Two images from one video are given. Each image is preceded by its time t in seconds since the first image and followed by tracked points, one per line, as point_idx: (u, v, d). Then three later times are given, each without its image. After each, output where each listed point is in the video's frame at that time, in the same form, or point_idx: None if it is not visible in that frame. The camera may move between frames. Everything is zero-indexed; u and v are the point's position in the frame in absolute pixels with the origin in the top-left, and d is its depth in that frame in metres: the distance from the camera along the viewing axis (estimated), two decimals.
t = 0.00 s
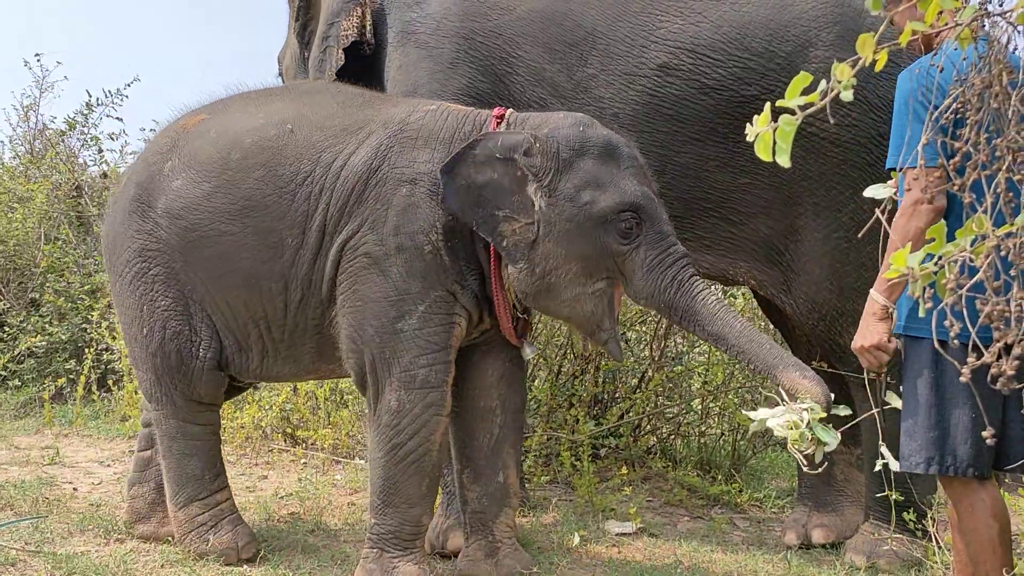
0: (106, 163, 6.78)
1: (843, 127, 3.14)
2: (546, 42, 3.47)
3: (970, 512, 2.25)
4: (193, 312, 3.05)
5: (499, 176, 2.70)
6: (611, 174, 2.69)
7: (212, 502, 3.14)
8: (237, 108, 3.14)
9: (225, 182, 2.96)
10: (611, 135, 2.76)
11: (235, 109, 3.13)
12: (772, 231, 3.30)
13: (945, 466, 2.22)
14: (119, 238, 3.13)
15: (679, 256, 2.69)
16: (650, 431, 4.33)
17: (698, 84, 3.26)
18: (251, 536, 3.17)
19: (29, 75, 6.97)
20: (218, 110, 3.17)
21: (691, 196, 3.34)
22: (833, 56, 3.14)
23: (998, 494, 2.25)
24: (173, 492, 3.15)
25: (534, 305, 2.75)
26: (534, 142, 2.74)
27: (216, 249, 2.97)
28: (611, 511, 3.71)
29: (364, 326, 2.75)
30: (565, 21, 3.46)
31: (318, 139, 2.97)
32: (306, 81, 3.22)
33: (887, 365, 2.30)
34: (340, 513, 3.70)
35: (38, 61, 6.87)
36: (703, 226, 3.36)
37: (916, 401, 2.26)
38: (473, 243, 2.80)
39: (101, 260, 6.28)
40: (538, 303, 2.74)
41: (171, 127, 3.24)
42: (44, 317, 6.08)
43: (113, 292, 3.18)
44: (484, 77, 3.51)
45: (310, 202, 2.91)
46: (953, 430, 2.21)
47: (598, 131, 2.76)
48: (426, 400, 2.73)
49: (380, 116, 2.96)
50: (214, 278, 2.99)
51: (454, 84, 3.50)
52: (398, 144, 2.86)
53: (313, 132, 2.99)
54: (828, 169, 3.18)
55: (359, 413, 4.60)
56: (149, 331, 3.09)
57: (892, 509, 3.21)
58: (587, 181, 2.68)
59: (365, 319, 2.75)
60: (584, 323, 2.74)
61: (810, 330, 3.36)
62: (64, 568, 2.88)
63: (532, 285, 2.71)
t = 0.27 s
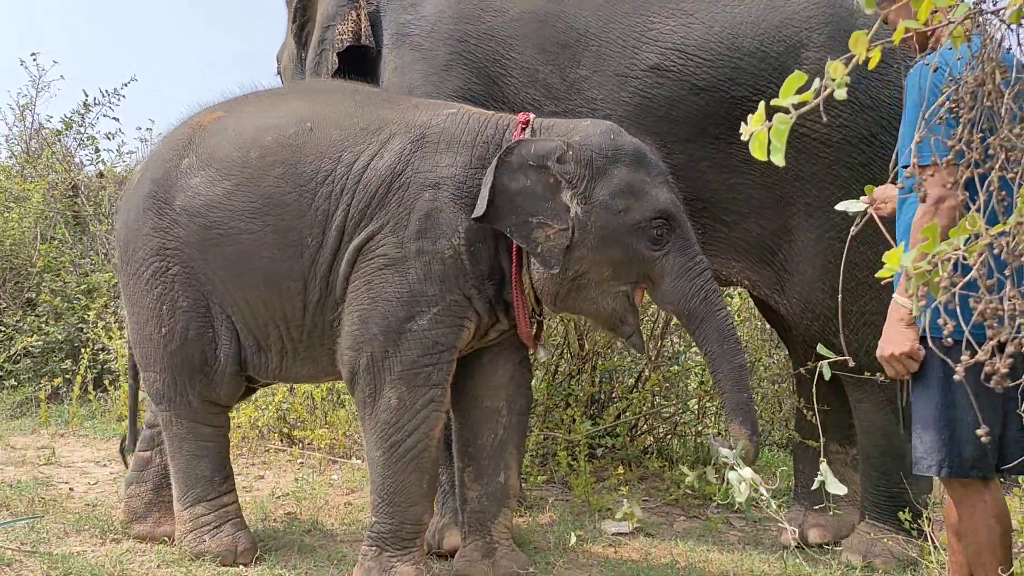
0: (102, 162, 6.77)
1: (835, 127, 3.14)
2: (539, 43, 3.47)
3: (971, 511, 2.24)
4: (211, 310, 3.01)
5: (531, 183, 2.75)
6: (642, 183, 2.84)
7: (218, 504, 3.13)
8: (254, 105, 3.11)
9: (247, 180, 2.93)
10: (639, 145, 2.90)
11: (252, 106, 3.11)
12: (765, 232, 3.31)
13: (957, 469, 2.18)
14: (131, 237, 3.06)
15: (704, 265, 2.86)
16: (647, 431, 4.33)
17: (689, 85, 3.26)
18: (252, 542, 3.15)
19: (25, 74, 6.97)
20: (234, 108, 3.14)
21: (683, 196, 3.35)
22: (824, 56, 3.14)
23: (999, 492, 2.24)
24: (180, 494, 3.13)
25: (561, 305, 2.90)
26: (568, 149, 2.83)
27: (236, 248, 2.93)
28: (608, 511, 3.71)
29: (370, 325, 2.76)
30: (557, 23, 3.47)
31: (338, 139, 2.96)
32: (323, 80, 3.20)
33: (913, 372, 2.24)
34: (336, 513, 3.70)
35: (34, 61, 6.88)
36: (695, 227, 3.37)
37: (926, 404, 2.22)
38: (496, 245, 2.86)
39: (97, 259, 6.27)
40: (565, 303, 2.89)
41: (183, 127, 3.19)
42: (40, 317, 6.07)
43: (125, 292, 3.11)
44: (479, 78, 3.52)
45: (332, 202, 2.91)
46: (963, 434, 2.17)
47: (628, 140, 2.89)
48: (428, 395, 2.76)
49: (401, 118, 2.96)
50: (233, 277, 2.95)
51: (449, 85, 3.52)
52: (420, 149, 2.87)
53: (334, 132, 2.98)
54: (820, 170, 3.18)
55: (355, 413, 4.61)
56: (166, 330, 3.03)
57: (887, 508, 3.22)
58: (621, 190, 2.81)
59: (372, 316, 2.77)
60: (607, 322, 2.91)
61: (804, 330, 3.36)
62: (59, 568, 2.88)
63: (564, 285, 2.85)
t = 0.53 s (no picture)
0: (98, 162, 6.76)
1: (831, 128, 3.15)
2: (535, 44, 3.47)
3: (973, 516, 2.23)
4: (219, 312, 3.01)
5: (554, 195, 2.75)
6: (661, 192, 2.79)
7: (218, 506, 3.12)
8: (265, 106, 3.09)
9: (259, 184, 2.92)
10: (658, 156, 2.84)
11: (263, 106, 3.09)
12: (761, 232, 3.31)
13: (972, 471, 2.16)
14: (137, 234, 3.03)
15: (712, 277, 2.83)
16: (644, 431, 4.33)
17: (685, 86, 3.26)
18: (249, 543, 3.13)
19: (22, 73, 6.96)
20: (243, 109, 3.12)
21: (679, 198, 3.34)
22: (820, 57, 3.15)
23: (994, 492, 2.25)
24: (179, 495, 3.13)
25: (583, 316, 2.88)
26: (587, 159, 2.78)
27: (248, 250, 2.93)
28: (605, 510, 3.71)
29: (383, 330, 2.77)
30: (553, 24, 3.46)
31: (352, 143, 2.95)
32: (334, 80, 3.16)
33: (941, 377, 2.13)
34: (332, 513, 3.69)
35: (30, 61, 6.88)
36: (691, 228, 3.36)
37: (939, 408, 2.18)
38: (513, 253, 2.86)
39: (93, 259, 6.26)
40: (591, 313, 2.87)
41: (193, 122, 3.17)
42: (35, 317, 6.05)
43: (127, 288, 3.09)
44: (475, 80, 3.52)
45: (345, 208, 2.91)
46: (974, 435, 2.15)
47: (648, 150, 2.83)
48: (446, 393, 2.74)
49: (416, 123, 2.95)
50: (244, 279, 2.95)
51: (444, 86, 3.52)
52: (435, 158, 2.88)
53: (347, 136, 2.97)
54: (816, 171, 3.18)
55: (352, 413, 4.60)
56: (172, 332, 3.01)
57: (885, 508, 3.22)
58: (639, 201, 2.77)
59: (386, 325, 2.77)
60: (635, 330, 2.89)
61: (801, 331, 3.37)
62: (56, 568, 2.87)
63: (588, 297, 2.84)
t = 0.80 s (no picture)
0: (97, 162, 6.76)
1: (828, 128, 3.15)
2: (532, 42, 3.47)
3: (972, 515, 2.23)
4: (217, 305, 2.99)
5: (558, 183, 2.75)
6: (663, 184, 2.83)
7: (214, 508, 3.12)
8: (262, 102, 3.09)
9: (258, 175, 2.92)
10: (659, 149, 2.87)
11: (260, 103, 3.09)
12: (758, 231, 3.31)
13: (958, 469, 2.19)
14: (131, 231, 3.03)
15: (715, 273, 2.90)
16: (642, 431, 4.32)
17: (683, 85, 3.26)
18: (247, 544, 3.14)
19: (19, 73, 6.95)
20: (240, 105, 3.12)
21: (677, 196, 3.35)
22: (818, 57, 3.15)
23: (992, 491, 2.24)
24: (175, 498, 3.13)
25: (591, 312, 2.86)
26: (591, 150, 2.80)
27: (248, 242, 2.92)
28: (603, 510, 3.71)
29: (432, 339, 2.73)
30: (551, 21, 3.46)
31: (354, 139, 2.94)
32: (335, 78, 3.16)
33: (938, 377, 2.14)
34: (331, 513, 3.69)
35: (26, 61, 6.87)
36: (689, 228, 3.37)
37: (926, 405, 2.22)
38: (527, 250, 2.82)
39: (91, 259, 6.26)
40: (601, 309, 2.85)
41: (188, 120, 3.17)
42: (33, 317, 6.05)
43: (121, 287, 3.08)
44: (471, 78, 3.53)
45: (348, 203, 2.89)
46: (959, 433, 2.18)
47: (648, 143, 2.86)
48: (504, 404, 2.70)
49: (417, 120, 2.95)
50: (242, 272, 2.94)
51: (441, 85, 3.52)
52: (442, 154, 2.86)
53: (347, 129, 2.96)
54: (814, 169, 3.18)
55: (350, 413, 4.61)
56: (164, 333, 3.01)
57: (883, 508, 3.23)
58: (642, 192, 2.79)
59: (431, 335, 2.74)
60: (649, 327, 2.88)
61: (799, 330, 3.37)
62: (54, 569, 2.87)
63: (598, 293, 2.81)
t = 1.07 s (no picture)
0: (94, 162, 6.76)
1: (826, 128, 3.16)
2: (530, 43, 3.47)
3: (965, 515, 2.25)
4: (217, 309, 2.99)
5: (551, 189, 2.73)
6: (660, 185, 2.82)
7: (212, 509, 3.12)
8: (261, 104, 3.08)
9: (258, 178, 2.92)
10: (656, 149, 2.86)
11: (258, 104, 3.07)
12: (755, 232, 3.32)
13: (945, 469, 2.19)
14: (131, 234, 3.02)
15: (716, 270, 2.90)
16: (640, 430, 4.35)
17: (682, 86, 3.26)
18: (245, 543, 3.14)
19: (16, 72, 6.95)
20: (240, 105, 3.11)
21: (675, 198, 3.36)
22: (817, 58, 3.16)
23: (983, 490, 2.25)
24: (173, 499, 3.12)
25: (580, 309, 2.84)
26: (585, 153, 2.78)
27: (248, 245, 2.91)
28: (601, 510, 3.71)
29: (434, 338, 2.73)
30: (550, 22, 3.46)
31: (353, 139, 2.93)
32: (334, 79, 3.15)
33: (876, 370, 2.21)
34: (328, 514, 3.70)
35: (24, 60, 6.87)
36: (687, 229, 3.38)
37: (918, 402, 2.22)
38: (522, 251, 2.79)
39: (88, 259, 6.25)
40: (586, 309, 2.84)
41: (187, 120, 3.17)
42: (30, 317, 6.04)
43: (120, 291, 3.07)
44: (468, 79, 3.52)
45: (348, 206, 2.89)
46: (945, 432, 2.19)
47: (644, 142, 2.85)
48: (507, 404, 2.69)
49: (416, 120, 2.94)
50: (242, 275, 2.94)
51: (437, 86, 3.52)
52: (442, 153, 2.86)
53: (345, 131, 2.95)
54: (812, 170, 3.19)
55: (347, 413, 4.61)
56: (165, 334, 3.01)
57: (879, 508, 3.24)
58: (640, 193, 2.79)
59: (432, 332, 2.74)
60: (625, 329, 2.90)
61: (795, 330, 3.38)
62: (51, 569, 2.87)
63: (585, 292, 2.80)
